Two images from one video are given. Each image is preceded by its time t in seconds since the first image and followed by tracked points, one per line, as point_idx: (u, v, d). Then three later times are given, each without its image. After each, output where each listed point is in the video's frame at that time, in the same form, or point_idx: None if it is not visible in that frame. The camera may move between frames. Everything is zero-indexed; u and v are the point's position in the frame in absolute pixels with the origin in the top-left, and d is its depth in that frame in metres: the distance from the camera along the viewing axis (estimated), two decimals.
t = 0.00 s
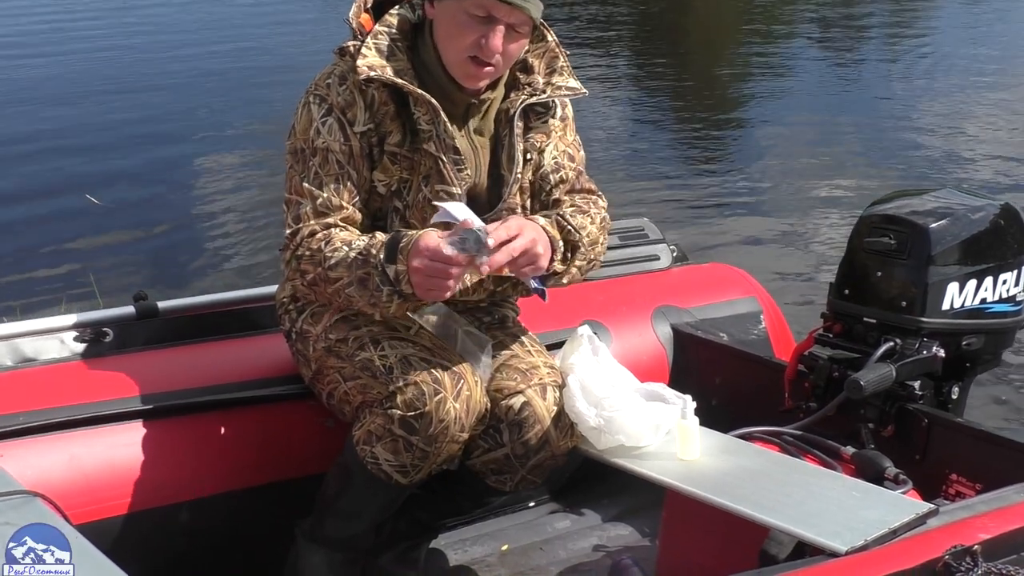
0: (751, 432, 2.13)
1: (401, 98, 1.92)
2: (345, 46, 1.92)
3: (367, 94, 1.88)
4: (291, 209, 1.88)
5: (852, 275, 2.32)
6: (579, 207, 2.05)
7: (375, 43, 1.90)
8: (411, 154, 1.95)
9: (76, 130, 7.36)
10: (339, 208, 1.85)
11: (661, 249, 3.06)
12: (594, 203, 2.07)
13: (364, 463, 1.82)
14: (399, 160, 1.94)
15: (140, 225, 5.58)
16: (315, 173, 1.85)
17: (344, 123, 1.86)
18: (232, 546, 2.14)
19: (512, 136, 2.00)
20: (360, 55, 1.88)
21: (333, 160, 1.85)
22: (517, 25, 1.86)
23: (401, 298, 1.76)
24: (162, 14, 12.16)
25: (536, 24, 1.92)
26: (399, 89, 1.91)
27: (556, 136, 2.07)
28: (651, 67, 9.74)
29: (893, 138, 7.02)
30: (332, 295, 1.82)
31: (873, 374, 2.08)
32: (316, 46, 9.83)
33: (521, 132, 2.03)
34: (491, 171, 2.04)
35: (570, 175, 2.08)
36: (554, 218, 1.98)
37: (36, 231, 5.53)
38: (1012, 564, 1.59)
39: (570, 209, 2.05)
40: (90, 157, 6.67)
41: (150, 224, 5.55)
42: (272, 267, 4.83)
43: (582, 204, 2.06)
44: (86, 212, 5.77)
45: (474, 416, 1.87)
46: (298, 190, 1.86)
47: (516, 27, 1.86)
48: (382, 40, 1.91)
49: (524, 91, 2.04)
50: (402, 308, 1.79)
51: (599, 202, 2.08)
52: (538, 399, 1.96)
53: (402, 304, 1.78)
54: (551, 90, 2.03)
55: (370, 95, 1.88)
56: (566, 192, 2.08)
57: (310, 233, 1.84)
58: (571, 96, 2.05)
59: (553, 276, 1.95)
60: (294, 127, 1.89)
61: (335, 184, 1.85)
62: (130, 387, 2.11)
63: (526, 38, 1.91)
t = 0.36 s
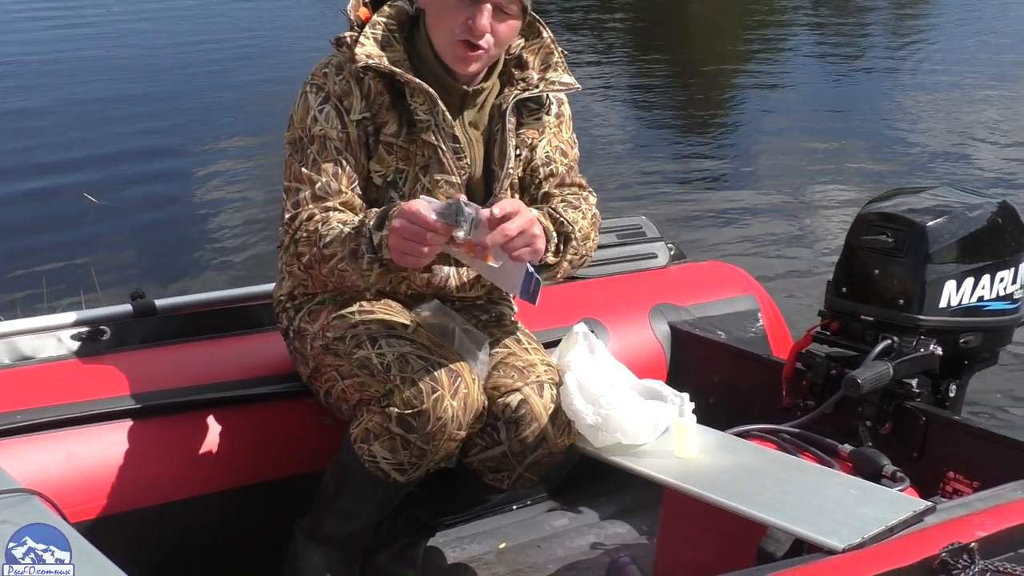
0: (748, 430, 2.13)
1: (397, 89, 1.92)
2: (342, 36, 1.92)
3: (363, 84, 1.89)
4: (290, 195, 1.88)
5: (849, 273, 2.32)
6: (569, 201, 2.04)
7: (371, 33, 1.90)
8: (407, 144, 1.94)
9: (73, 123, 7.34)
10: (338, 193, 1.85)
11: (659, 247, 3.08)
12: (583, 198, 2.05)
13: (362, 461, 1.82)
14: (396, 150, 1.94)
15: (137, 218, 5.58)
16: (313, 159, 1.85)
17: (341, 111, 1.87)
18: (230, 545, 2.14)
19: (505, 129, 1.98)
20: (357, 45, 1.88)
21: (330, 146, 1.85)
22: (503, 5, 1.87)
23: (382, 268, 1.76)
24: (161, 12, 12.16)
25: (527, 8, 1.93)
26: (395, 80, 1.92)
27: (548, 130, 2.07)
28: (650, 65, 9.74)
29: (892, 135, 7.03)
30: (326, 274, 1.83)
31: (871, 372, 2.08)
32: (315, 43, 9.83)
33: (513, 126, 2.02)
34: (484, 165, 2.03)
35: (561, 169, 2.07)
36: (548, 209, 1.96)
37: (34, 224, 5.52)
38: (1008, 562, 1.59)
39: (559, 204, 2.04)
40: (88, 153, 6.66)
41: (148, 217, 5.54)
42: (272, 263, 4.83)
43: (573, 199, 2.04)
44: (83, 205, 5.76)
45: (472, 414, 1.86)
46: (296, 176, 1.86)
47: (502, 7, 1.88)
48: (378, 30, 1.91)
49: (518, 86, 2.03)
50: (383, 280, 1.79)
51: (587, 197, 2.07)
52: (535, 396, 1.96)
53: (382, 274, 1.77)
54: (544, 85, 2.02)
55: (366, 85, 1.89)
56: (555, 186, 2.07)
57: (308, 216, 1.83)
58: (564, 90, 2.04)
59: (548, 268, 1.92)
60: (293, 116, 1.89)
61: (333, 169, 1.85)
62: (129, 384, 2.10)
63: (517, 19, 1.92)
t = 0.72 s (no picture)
0: (746, 429, 2.13)
1: (395, 85, 1.92)
2: (340, 33, 1.92)
3: (361, 79, 1.89)
4: (290, 189, 1.89)
5: (848, 272, 2.33)
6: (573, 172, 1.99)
7: (369, 29, 1.90)
8: (405, 141, 1.94)
9: (73, 121, 7.34)
10: (338, 185, 1.85)
11: (658, 246, 3.08)
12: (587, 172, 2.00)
13: (360, 460, 1.81)
14: (393, 146, 1.94)
15: (138, 215, 5.58)
16: (312, 153, 1.85)
17: (339, 106, 1.87)
18: (228, 544, 2.14)
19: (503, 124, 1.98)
20: (355, 40, 1.88)
21: (329, 141, 1.85)
22: None
23: (375, 247, 1.76)
24: (162, 10, 12.17)
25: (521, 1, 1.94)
26: (392, 76, 1.92)
27: (545, 118, 2.05)
28: (650, 64, 9.75)
29: (893, 134, 7.03)
30: (325, 263, 1.81)
31: (869, 371, 2.08)
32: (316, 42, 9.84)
33: (511, 120, 2.02)
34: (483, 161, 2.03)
35: (562, 151, 2.02)
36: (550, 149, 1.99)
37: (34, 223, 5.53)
38: (1006, 561, 1.59)
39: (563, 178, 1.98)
40: (88, 152, 6.67)
41: (149, 215, 5.55)
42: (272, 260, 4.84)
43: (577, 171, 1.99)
44: (83, 203, 5.76)
45: (470, 413, 1.86)
46: (296, 170, 1.87)
47: None
48: (376, 26, 1.91)
49: (515, 81, 2.03)
50: (377, 262, 1.80)
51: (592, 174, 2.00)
52: (534, 395, 1.96)
53: (376, 255, 1.77)
54: (541, 79, 2.02)
55: (364, 80, 1.89)
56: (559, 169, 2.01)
57: (307, 208, 1.83)
58: (562, 84, 2.03)
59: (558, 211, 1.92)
60: (292, 113, 1.89)
61: (332, 163, 1.85)
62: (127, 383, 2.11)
63: (511, 10, 1.93)
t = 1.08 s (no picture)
0: (746, 429, 2.13)
1: (394, 85, 1.92)
2: (339, 33, 1.92)
3: (360, 79, 1.88)
4: (289, 189, 1.88)
5: (848, 272, 2.33)
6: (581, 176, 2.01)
7: (368, 29, 1.89)
8: (404, 141, 1.94)
9: (73, 119, 7.34)
10: (337, 185, 1.84)
11: (658, 245, 3.09)
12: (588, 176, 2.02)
13: (360, 460, 1.81)
14: (392, 146, 1.94)
15: (138, 215, 5.59)
16: (311, 153, 1.85)
17: (338, 105, 1.87)
18: (227, 543, 2.14)
19: (504, 124, 1.97)
20: (354, 40, 1.88)
21: (329, 141, 1.85)
22: None
23: (378, 246, 1.76)
24: (162, 8, 12.18)
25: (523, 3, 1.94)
26: (392, 76, 1.92)
27: (546, 118, 2.05)
28: (650, 63, 9.76)
29: (893, 134, 7.04)
30: (325, 262, 1.81)
31: (869, 371, 2.08)
32: (316, 39, 9.84)
33: (511, 120, 2.01)
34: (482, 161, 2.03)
35: (562, 152, 2.04)
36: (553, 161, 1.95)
37: (34, 223, 5.52)
38: (1005, 561, 1.60)
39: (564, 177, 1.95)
40: (88, 151, 6.67)
41: (150, 216, 5.56)
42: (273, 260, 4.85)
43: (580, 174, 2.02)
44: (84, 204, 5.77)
45: (470, 413, 1.86)
46: (295, 170, 1.86)
47: None
48: (375, 26, 1.91)
49: (515, 80, 2.02)
50: (378, 260, 1.79)
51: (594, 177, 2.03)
52: (534, 395, 1.96)
53: (377, 254, 1.77)
54: (542, 78, 2.02)
55: (363, 80, 1.89)
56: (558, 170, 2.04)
57: (306, 208, 1.83)
58: (562, 84, 2.03)
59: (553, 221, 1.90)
60: (291, 112, 1.89)
61: (332, 163, 1.85)
62: (126, 382, 2.10)
63: (514, 14, 1.93)
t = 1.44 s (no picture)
0: (747, 428, 2.13)
1: (393, 86, 1.92)
2: (339, 33, 1.92)
3: (359, 80, 1.89)
4: (288, 191, 1.88)
5: (848, 272, 2.33)
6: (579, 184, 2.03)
7: (367, 30, 1.89)
8: (404, 142, 1.94)
9: (74, 116, 7.33)
10: (337, 187, 1.85)
11: (659, 244, 3.09)
12: (587, 184, 2.03)
13: (360, 460, 1.81)
14: (392, 147, 1.94)
15: (139, 214, 5.59)
16: (310, 155, 1.85)
17: (337, 107, 1.87)
18: (227, 543, 2.14)
19: (504, 125, 1.97)
20: (353, 42, 1.88)
21: (329, 143, 1.85)
22: None
23: (377, 240, 1.76)
24: (164, 6, 12.18)
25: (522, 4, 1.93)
26: (392, 77, 1.91)
27: (547, 120, 2.06)
28: (652, 61, 9.76)
29: (894, 133, 7.03)
30: (325, 261, 1.81)
31: (870, 370, 2.08)
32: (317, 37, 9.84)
33: (512, 121, 2.02)
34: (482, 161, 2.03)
35: (562, 156, 2.05)
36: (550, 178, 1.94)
37: (36, 221, 5.52)
38: (1006, 560, 1.60)
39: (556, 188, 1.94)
40: (89, 149, 6.66)
41: (151, 214, 5.57)
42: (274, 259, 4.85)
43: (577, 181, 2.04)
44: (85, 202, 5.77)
45: (470, 413, 1.86)
46: (295, 173, 1.87)
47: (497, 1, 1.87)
48: (374, 27, 1.91)
49: (515, 80, 2.02)
50: (379, 258, 1.79)
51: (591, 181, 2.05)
52: (535, 394, 1.95)
53: (378, 248, 1.77)
54: (542, 79, 2.02)
55: (362, 81, 1.89)
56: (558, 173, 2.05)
57: (306, 210, 1.83)
58: (562, 84, 2.03)
59: (545, 237, 1.90)
60: (290, 114, 1.89)
61: (330, 165, 1.85)
62: (127, 381, 2.11)
63: (513, 15, 1.92)
